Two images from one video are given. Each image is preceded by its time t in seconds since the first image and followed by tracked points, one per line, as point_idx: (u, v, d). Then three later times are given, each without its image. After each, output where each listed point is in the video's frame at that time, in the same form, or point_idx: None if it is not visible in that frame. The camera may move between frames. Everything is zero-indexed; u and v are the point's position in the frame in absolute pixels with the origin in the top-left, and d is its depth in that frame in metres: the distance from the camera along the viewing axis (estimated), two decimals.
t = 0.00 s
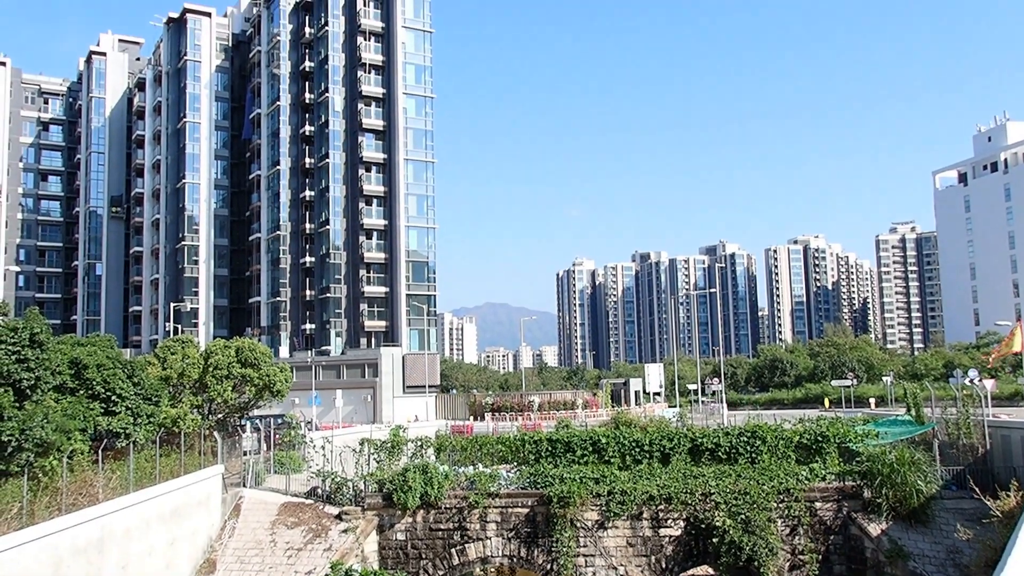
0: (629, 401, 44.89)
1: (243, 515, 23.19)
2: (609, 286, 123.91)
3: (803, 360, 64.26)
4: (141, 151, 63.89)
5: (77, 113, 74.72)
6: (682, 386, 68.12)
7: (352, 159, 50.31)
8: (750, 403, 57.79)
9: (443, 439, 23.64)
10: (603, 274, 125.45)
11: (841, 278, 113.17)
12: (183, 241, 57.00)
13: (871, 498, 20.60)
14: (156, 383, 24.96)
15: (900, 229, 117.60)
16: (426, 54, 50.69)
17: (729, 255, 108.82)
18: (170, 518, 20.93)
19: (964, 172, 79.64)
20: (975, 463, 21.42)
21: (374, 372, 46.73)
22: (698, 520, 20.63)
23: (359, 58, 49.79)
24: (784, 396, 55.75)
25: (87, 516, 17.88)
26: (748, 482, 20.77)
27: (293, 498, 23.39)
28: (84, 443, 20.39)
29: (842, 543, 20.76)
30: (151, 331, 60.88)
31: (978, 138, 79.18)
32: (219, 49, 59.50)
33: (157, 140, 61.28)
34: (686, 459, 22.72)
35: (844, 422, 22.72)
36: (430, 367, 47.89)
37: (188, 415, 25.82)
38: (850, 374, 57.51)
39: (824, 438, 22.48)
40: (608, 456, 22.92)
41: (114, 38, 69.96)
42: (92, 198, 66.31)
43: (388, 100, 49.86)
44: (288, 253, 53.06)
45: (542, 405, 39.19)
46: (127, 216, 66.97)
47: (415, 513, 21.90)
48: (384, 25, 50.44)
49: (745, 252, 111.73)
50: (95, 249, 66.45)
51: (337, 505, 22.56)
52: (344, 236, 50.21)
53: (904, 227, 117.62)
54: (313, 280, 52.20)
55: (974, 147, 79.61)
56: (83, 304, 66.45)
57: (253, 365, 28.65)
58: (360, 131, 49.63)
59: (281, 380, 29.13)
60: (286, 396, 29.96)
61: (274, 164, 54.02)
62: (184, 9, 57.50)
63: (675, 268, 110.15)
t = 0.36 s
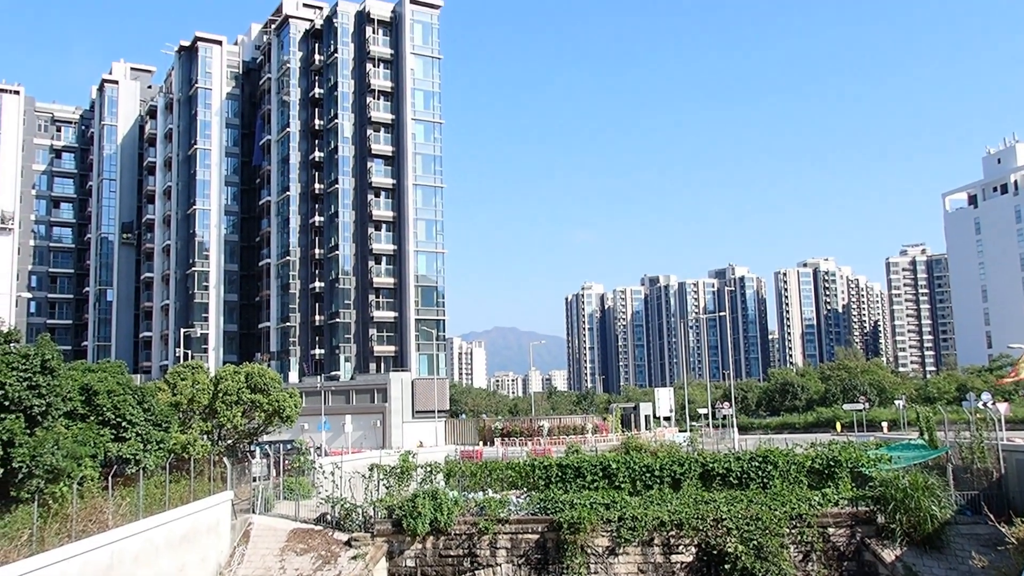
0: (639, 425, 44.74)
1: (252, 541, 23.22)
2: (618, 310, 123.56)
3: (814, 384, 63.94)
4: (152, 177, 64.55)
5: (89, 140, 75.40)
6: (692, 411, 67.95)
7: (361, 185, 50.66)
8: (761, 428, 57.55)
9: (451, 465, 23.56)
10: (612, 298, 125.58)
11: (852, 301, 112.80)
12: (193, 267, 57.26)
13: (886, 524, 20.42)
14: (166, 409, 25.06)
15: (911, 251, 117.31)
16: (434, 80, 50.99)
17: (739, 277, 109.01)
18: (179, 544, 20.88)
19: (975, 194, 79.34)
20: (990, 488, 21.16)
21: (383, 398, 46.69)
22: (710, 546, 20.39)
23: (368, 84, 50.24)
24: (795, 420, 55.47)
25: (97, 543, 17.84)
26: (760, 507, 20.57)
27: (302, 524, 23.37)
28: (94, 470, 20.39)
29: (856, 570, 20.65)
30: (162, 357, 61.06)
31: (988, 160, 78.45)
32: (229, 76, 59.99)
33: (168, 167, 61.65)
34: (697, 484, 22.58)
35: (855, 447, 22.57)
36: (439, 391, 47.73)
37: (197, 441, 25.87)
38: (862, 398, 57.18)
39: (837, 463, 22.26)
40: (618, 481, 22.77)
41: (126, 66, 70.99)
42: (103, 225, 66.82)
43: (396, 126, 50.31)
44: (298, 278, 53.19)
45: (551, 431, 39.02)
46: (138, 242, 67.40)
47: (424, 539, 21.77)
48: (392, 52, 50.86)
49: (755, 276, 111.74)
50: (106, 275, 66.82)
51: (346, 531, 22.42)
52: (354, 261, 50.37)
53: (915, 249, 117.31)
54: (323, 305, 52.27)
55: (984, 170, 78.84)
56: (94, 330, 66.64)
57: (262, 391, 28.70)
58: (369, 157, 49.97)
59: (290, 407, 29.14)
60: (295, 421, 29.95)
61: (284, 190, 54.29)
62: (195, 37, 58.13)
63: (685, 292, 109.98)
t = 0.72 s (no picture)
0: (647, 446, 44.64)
1: (259, 564, 23.18)
2: (625, 330, 123.99)
3: (823, 404, 63.75)
4: (160, 199, 64.83)
5: (98, 162, 76.00)
6: (701, 432, 67.72)
7: (368, 206, 50.74)
8: (770, 448, 57.34)
9: (459, 486, 23.51)
10: (619, 318, 125.74)
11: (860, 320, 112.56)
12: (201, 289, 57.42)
13: (896, 545, 20.28)
14: (173, 431, 25.06)
15: (917, 270, 117.24)
16: (441, 102, 51.19)
17: (746, 298, 108.81)
18: (186, 566, 20.79)
19: (981, 214, 79.37)
20: (1001, 509, 21.06)
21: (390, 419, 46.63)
22: (718, 567, 20.26)
23: (376, 106, 50.62)
24: (803, 440, 55.28)
25: (102, 565, 17.64)
26: (769, 528, 20.46)
27: (308, 546, 23.31)
28: (100, 492, 20.32)
29: None
30: (168, 379, 60.66)
31: (994, 179, 78.29)
32: (237, 99, 60.47)
33: (176, 189, 61.99)
34: (705, 505, 22.46)
35: (865, 468, 22.45)
36: (447, 414, 48.03)
37: (204, 463, 25.87)
38: (871, 418, 56.97)
39: (846, 484, 22.14)
40: (625, 503, 22.65)
41: (135, 90, 71.67)
42: (111, 247, 67.15)
43: (403, 147, 50.60)
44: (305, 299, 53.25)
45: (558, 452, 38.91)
46: (145, 263, 67.66)
47: (431, 561, 21.60)
48: (399, 74, 51.38)
49: (762, 296, 112.04)
50: (114, 296, 67.02)
51: (353, 553, 22.40)
52: (360, 282, 50.47)
53: (922, 268, 117.19)
54: (330, 325, 52.15)
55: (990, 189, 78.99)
56: (101, 352, 66.48)
57: (269, 413, 28.73)
58: (376, 178, 50.22)
59: (297, 428, 29.14)
60: (302, 443, 29.93)
61: (291, 211, 54.42)
62: (204, 61, 58.87)
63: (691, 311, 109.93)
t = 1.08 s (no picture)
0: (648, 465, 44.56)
1: None
2: (626, 349, 124.35)
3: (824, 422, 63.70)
4: (161, 217, 64.99)
5: (99, 181, 76.22)
6: (701, 451, 67.67)
7: (368, 225, 50.92)
8: (772, 467, 57.26)
9: (458, 505, 23.45)
10: (619, 336, 126.13)
11: (860, 339, 112.59)
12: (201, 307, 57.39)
13: (898, 566, 20.06)
14: (171, 450, 25.01)
15: (918, 289, 117.45)
16: (442, 121, 51.32)
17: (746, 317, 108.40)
18: None
19: (982, 233, 79.46)
20: (1003, 530, 20.98)
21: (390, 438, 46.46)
22: None
23: (377, 126, 50.85)
24: (805, 459, 55.20)
25: None
26: (770, 548, 20.49)
27: (307, 566, 23.20)
28: (98, 511, 20.23)
29: None
30: (168, 397, 60.53)
31: (994, 199, 78.34)
32: (239, 117, 60.73)
33: (177, 207, 62.19)
34: (706, 525, 22.33)
35: (866, 488, 22.36)
36: (446, 432, 47.47)
37: (202, 482, 25.82)
38: (872, 438, 56.93)
39: (847, 504, 22.01)
40: (625, 522, 22.50)
41: (137, 109, 72.03)
42: (112, 264, 67.24)
43: (404, 166, 50.78)
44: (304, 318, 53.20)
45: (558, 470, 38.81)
46: (145, 281, 67.69)
47: None
48: (400, 94, 51.64)
49: (762, 315, 112.22)
50: (114, 314, 66.98)
51: (352, 573, 22.20)
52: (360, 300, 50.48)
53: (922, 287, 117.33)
54: (329, 344, 52.10)
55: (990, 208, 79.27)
56: (100, 371, 66.13)
57: (268, 431, 28.65)
58: (377, 197, 50.39)
59: (296, 446, 29.04)
60: (301, 461, 29.84)
61: (292, 230, 54.56)
62: (206, 80, 59.19)
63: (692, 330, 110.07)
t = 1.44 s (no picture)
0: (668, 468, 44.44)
1: None
2: (644, 351, 124.85)
3: (846, 424, 63.19)
4: (181, 225, 65.68)
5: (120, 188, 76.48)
6: (721, 454, 67.51)
7: (386, 230, 51.12)
8: (794, 469, 56.86)
9: (478, 510, 23.54)
10: (638, 339, 126.48)
11: (883, 339, 111.59)
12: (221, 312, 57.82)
13: (924, 569, 19.84)
14: (194, 454, 25.30)
15: (941, 287, 116.35)
16: (458, 125, 51.69)
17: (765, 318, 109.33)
18: None
19: (1006, 230, 78.14)
20: None
21: (409, 442, 46.59)
22: None
23: (393, 130, 51.17)
24: (827, 461, 54.76)
25: None
26: (793, 551, 20.27)
27: (329, 569, 23.21)
28: (124, 515, 20.51)
29: None
30: (190, 403, 61.08)
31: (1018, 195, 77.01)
32: (257, 125, 61.17)
33: (197, 214, 62.75)
34: (728, 528, 22.23)
35: (890, 491, 22.18)
36: (464, 435, 47.75)
37: (225, 486, 26.17)
38: (895, 439, 56.43)
39: (872, 506, 21.85)
40: (647, 525, 22.43)
41: (156, 117, 72.64)
42: (134, 272, 68.05)
43: (420, 170, 51.04)
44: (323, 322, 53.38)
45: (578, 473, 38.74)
46: (167, 288, 68.34)
47: None
48: (416, 98, 51.78)
49: (782, 316, 112.12)
50: (136, 320, 67.56)
51: None
52: (378, 304, 50.67)
53: (945, 285, 116.12)
54: (349, 348, 52.32)
55: (1013, 205, 77.48)
56: (124, 377, 66.80)
57: (290, 436, 28.88)
58: (394, 202, 50.61)
59: (317, 449, 29.29)
60: (322, 465, 30.11)
61: (310, 236, 54.79)
62: (223, 88, 59.57)
63: (711, 332, 110.31)
